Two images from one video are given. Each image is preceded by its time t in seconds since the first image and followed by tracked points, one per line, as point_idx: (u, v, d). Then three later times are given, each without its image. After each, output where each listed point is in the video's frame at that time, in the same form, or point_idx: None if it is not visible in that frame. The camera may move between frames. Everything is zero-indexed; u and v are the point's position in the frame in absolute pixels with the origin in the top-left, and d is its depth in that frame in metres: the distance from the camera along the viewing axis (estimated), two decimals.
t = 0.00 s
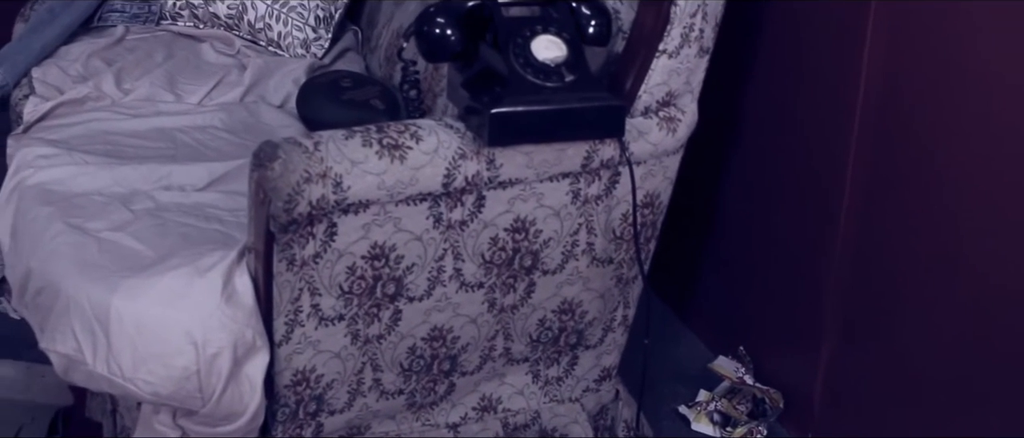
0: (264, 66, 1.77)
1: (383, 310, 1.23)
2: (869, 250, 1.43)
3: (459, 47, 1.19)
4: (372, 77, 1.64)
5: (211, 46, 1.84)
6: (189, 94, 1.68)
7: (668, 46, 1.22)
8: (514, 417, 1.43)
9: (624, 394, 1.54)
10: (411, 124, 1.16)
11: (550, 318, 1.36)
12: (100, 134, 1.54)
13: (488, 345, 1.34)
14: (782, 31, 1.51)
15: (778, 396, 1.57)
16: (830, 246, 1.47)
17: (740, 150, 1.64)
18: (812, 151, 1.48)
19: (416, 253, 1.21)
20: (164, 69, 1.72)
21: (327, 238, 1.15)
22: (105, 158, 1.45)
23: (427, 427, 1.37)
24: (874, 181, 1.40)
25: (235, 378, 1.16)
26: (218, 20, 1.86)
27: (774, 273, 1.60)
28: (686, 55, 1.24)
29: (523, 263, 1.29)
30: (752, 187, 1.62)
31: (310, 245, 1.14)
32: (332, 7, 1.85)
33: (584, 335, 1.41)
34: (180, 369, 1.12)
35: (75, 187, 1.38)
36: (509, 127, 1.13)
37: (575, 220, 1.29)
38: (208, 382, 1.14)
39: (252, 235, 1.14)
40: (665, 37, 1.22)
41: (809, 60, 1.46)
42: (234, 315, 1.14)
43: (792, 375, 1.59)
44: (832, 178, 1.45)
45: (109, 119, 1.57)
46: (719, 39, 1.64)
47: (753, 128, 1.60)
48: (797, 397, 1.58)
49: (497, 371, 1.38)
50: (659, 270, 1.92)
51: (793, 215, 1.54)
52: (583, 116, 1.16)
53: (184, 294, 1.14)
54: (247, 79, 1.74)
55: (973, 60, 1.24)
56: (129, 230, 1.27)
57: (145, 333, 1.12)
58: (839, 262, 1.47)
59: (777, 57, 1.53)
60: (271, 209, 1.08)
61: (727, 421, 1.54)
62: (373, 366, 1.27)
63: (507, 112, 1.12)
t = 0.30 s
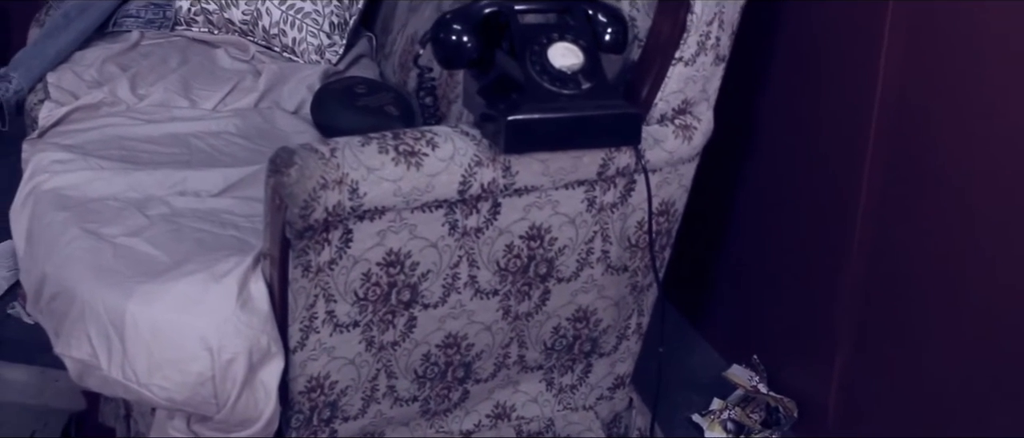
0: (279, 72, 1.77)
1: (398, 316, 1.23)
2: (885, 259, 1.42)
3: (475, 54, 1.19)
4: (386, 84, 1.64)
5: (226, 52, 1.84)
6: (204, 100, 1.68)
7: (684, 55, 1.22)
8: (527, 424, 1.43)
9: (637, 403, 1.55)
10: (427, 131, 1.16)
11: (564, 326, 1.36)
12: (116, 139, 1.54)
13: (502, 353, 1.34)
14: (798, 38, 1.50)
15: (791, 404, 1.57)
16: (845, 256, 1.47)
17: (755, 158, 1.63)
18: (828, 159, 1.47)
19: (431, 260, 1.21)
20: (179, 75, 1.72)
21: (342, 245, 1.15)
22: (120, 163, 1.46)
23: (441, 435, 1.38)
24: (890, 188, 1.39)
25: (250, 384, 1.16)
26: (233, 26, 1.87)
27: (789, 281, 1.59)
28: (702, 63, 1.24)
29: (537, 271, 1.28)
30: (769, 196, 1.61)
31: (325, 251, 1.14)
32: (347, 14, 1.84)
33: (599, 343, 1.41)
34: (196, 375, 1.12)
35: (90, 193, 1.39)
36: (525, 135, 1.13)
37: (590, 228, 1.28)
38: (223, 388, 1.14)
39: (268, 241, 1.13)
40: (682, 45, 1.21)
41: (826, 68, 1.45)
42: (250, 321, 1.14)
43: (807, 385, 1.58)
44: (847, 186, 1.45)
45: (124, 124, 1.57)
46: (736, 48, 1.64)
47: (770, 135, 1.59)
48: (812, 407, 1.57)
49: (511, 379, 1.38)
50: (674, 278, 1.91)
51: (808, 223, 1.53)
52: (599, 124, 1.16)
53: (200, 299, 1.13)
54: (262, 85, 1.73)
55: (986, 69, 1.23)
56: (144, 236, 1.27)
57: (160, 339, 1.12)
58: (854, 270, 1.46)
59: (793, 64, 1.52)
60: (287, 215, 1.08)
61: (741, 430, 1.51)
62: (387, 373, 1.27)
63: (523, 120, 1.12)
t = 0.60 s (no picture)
0: (297, 78, 1.77)
1: (416, 323, 1.23)
2: (904, 266, 1.42)
3: (495, 60, 1.19)
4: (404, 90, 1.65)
5: (245, 58, 1.84)
6: (222, 105, 1.68)
7: (704, 62, 1.22)
8: (545, 432, 1.42)
9: (654, 411, 1.55)
10: (446, 137, 1.16)
11: (582, 333, 1.36)
12: (134, 143, 1.55)
13: (520, 360, 1.34)
14: (817, 45, 1.50)
15: (808, 414, 1.56)
16: (866, 268, 1.46)
17: (773, 165, 1.63)
18: (846, 166, 1.47)
19: (450, 267, 1.21)
20: (197, 80, 1.72)
21: (361, 250, 1.14)
22: (138, 168, 1.46)
23: None
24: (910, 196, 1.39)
25: (268, 389, 1.16)
26: (250, 32, 1.87)
27: (807, 289, 1.59)
28: (722, 71, 1.24)
29: (556, 278, 1.28)
30: (787, 206, 1.61)
31: (344, 258, 1.14)
32: (364, 20, 1.85)
33: (617, 350, 1.40)
34: (214, 380, 1.12)
35: (108, 197, 1.39)
36: (546, 141, 1.13)
37: (609, 235, 1.28)
38: (241, 394, 1.14)
39: (286, 247, 1.13)
40: (702, 53, 1.21)
41: (844, 74, 1.45)
42: (269, 327, 1.14)
43: (825, 396, 1.58)
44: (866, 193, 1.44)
45: (142, 129, 1.57)
46: (755, 59, 1.63)
47: (788, 141, 1.59)
48: (830, 415, 1.57)
49: (528, 386, 1.38)
50: (692, 288, 1.91)
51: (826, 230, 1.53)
52: (620, 131, 1.16)
53: (218, 304, 1.14)
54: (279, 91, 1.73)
55: (1005, 76, 1.23)
56: (163, 241, 1.27)
57: (179, 343, 1.13)
58: (873, 278, 1.46)
59: (811, 70, 1.52)
60: (306, 221, 1.08)
61: None
62: (404, 380, 1.27)
63: (543, 127, 1.12)
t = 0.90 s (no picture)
0: (313, 82, 1.77)
1: (433, 328, 1.23)
2: (923, 272, 1.41)
3: (514, 66, 1.18)
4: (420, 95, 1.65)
5: (261, 61, 1.84)
6: (238, 109, 1.69)
7: (722, 68, 1.22)
8: None
9: (670, 418, 1.55)
10: (464, 142, 1.16)
11: (598, 339, 1.36)
12: (150, 147, 1.55)
13: (536, 365, 1.34)
14: (836, 51, 1.50)
15: (825, 422, 1.53)
16: (884, 277, 1.46)
17: (790, 171, 1.62)
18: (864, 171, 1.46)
19: (468, 272, 1.21)
20: (213, 83, 1.73)
21: (379, 255, 1.14)
22: (154, 171, 1.46)
23: None
24: (929, 202, 1.38)
25: (285, 394, 1.16)
26: (266, 36, 1.87)
27: (824, 295, 1.58)
28: (740, 76, 1.24)
29: (573, 284, 1.28)
30: (804, 214, 1.60)
31: (362, 262, 1.14)
32: (380, 25, 1.85)
33: (633, 357, 1.40)
34: (231, 384, 1.12)
35: (125, 200, 1.39)
36: (564, 147, 1.13)
37: (627, 241, 1.28)
38: (258, 398, 1.14)
39: (304, 251, 1.13)
40: (721, 58, 1.21)
41: (863, 80, 1.45)
42: (286, 331, 1.14)
43: (842, 405, 1.57)
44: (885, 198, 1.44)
45: (158, 132, 1.57)
46: (773, 66, 1.63)
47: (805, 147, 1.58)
48: (847, 424, 1.56)
49: (544, 392, 1.38)
50: (706, 296, 1.89)
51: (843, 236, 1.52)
52: (637, 136, 1.16)
53: (236, 308, 1.14)
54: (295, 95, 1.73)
55: None
56: (180, 244, 1.27)
57: (196, 348, 1.13)
58: (891, 284, 1.45)
59: (830, 76, 1.51)
60: (324, 226, 1.08)
61: None
62: (420, 385, 1.27)
63: (562, 133, 1.12)
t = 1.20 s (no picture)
0: (332, 86, 1.77)
1: (452, 333, 1.23)
2: (945, 276, 1.41)
3: (535, 71, 1.18)
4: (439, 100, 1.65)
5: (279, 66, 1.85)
6: (256, 113, 1.69)
7: (743, 74, 1.22)
8: None
9: (688, 424, 1.54)
10: (485, 148, 1.16)
11: (617, 345, 1.35)
12: (169, 150, 1.55)
13: (554, 372, 1.34)
14: (856, 55, 1.49)
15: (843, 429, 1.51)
16: (904, 284, 1.45)
17: (808, 177, 1.62)
18: (884, 176, 1.46)
19: (487, 277, 1.21)
20: (231, 87, 1.73)
21: (399, 260, 1.14)
22: (173, 175, 1.46)
23: None
24: (951, 205, 1.38)
25: (304, 399, 1.16)
26: (285, 40, 1.87)
27: (843, 300, 1.57)
28: (761, 83, 1.24)
29: (592, 290, 1.28)
30: (824, 221, 1.60)
31: (382, 267, 1.14)
32: (398, 30, 1.86)
33: (651, 363, 1.40)
34: (250, 388, 1.12)
35: (145, 204, 1.40)
36: (586, 153, 1.13)
37: (646, 247, 1.28)
38: (277, 404, 1.14)
39: (324, 256, 1.13)
40: (741, 65, 1.21)
41: (885, 86, 1.44)
42: (305, 336, 1.13)
43: (860, 413, 1.56)
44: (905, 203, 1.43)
45: (177, 137, 1.58)
46: (794, 73, 1.62)
47: (824, 152, 1.58)
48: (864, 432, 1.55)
49: (562, 398, 1.38)
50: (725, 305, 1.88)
51: (863, 241, 1.51)
52: (658, 143, 1.15)
53: (255, 313, 1.14)
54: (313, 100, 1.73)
55: None
56: (199, 248, 1.28)
57: (216, 351, 1.13)
58: (911, 291, 1.44)
59: (850, 81, 1.51)
60: (345, 230, 1.08)
61: None
62: (439, 390, 1.26)
63: (584, 138, 1.12)
